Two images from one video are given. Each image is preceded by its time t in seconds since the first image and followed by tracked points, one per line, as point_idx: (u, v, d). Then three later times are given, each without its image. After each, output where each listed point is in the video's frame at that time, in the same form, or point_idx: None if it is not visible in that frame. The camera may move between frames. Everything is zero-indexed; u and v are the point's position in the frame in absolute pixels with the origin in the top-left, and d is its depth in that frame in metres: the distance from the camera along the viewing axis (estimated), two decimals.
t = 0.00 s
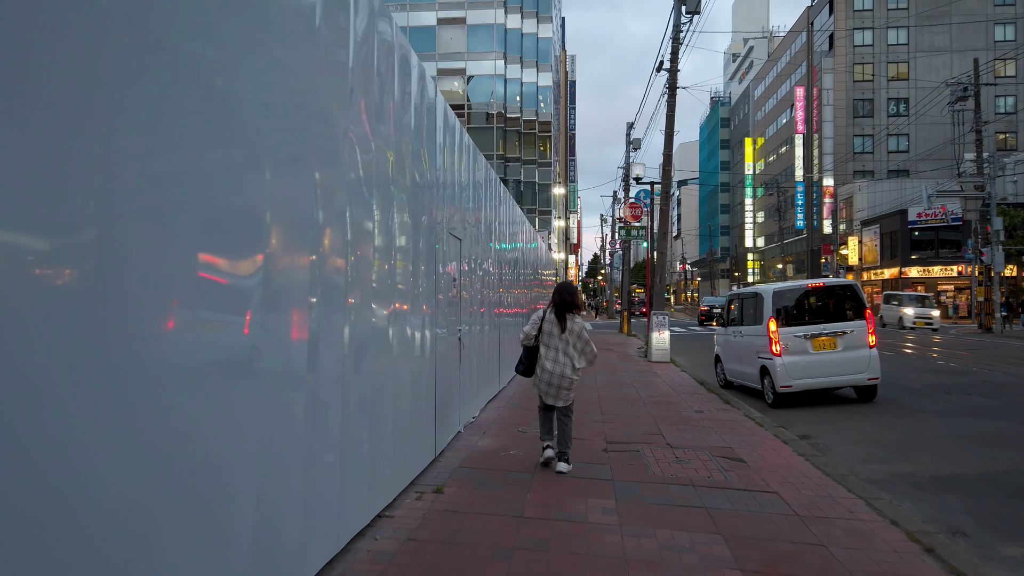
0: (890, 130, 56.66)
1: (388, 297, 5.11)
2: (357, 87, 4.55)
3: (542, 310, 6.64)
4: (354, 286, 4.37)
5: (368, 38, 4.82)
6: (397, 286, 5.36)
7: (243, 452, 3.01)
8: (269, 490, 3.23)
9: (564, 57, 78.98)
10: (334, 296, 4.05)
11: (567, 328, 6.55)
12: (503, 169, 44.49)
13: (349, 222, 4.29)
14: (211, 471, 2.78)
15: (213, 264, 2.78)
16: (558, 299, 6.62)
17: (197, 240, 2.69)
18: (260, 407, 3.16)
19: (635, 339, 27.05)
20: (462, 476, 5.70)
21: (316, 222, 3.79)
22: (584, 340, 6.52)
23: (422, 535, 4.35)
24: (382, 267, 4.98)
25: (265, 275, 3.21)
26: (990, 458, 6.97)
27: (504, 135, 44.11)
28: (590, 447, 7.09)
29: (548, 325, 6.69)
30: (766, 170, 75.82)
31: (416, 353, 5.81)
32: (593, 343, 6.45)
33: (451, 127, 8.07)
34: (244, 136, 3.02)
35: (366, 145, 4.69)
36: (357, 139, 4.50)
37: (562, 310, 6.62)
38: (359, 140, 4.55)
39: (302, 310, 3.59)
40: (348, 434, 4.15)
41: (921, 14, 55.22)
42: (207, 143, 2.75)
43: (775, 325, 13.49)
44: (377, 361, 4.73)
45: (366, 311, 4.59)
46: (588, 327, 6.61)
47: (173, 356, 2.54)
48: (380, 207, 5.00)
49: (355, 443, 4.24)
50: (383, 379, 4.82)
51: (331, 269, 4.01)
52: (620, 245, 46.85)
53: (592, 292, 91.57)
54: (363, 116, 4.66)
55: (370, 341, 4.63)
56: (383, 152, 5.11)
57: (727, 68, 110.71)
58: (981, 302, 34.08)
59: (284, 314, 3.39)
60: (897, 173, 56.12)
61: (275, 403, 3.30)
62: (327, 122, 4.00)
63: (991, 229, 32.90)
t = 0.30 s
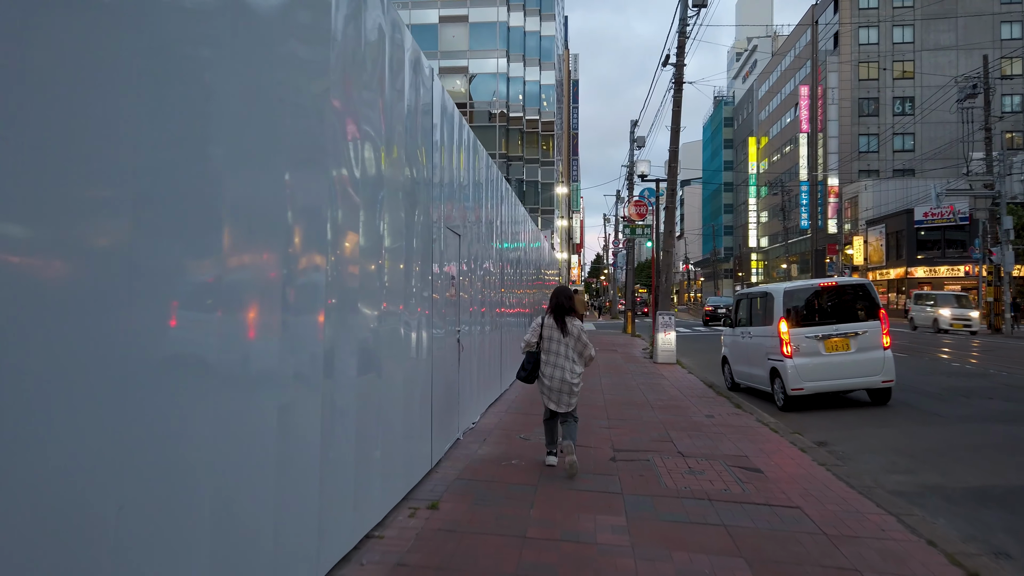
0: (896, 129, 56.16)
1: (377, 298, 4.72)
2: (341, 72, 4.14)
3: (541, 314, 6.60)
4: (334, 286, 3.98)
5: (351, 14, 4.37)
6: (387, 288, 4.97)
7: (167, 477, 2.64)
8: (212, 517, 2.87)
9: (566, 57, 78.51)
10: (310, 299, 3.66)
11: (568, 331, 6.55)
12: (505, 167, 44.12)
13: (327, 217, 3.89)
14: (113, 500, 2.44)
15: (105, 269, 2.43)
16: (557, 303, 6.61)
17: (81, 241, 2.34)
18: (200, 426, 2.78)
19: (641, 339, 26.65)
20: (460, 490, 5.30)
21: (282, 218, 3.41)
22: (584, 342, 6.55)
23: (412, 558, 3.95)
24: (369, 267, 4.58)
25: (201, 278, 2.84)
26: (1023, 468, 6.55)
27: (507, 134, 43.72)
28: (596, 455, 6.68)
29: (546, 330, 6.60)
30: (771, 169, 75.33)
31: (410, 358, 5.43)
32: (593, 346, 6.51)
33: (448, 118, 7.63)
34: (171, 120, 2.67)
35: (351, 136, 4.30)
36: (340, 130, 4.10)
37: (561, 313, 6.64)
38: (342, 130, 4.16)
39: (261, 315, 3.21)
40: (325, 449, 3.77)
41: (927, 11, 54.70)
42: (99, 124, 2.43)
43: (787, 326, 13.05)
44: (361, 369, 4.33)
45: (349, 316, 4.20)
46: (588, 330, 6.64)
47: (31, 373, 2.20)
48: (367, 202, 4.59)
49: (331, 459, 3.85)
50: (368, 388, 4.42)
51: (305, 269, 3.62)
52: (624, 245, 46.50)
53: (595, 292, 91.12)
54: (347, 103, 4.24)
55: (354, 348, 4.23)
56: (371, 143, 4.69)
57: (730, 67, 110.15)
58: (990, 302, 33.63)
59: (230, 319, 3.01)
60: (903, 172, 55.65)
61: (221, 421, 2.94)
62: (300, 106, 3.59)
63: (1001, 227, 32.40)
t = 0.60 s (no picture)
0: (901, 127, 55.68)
1: (363, 295, 4.29)
2: (324, 43, 3.71)
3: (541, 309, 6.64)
4: (316, 282, 3.55)
5: None
6: (376, 284, 4.54)
7: (126, 511, 2.19)
8: (184, 549, 2.45)
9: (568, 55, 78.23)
10: (288, 296, 3.24)
11: (566, 324, 6.49)
12: (507, 166, 43.83)
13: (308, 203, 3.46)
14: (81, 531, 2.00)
15: (55, 250, 1.95)
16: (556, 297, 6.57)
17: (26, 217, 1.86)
18: (170, 442, 2.37)
19: (643, 339, 26.25)
20: (453, 503, 4.90)
21: (262, 202, 2.97)
22: (582, 334, 6.42)
23: None
24: (356, 261, 4.16)
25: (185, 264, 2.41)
26: None
27: (508, 132, 43.44)
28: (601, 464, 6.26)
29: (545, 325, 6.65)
30: (774, 168, 74.88)
31: (399, 360, 5.00)
32: (590, 337, 6.35)
33: (443, 105, 7.21)
34: (134, 72, 2.22)
35: (336, 115, 3.87)
36: (323, 107, 3.68)
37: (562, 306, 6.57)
38: (326, 108, 3.73)
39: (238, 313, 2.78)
40: (299, 465, 3.35)
41: (932, 9, 54.21)
42: (76, 79, 2.00)
43: (796, 326, 12.64)
44: (344, 374, 3.91)
45: (333, 316, 3.77)
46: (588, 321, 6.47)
47: None
48: (353, 190, 4.16)
49: (308, 475, 3.44)
50: (352, 395, 4.00)
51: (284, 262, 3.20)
52: (626, 244, 46.12)
53: (597, 291, 90.82)
54: (330, 77, 3.81)
55: (336, 351, 3.81)
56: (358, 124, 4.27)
57: (733, 66, 109.75)
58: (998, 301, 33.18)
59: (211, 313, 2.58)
60: (908, 171, 55.18)
61: (201, 435, 2.50)
62: (281, 76, 3.17)
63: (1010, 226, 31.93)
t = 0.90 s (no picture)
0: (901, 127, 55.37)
1: (335, 305, 3.90)
2: (281, 23, 3.31)
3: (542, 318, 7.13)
4: (271, 292, 3.17)
5: None
6: (351, 292, 4.15)
7: None
8: None
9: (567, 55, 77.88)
10: (234, 309, 2.86)
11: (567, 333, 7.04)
12: (505, 166, 43.54)
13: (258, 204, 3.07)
14: None
15: None
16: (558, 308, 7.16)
17: None
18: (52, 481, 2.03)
19: (643, 341, 25.81)
20: (442, 530, 4.54)
21: (189, 205, 2.59)
22: (583, 343, 7.00)
23: None
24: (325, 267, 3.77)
25: (51, 289, 2.04)
26: None
27: (506, 131, 43.13)
28: (603, 481, 5.89)
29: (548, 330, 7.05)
30: (774, 168, 74.62)
31: (381, 374, 4.62)
32: (592, 347, 6.95)
33: (434, 99, 6.81)
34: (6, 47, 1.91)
35: (298, 104, 3.48)
36: (279, 95, 3.28)
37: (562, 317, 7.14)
38: (284, 97, 3.33)
39: (153, 336, 2.40)
40: (252, 500, 2.98)
41: (932, 8, 53.92)
42: None
43: (802, 330, 12.26)
44: (311, 394, 3.53)
45: (295, 330, 3.39)
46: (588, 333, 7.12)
47: None
48: (321, 188, 3.77)
49: (264, 510, 3.06)
50: (320, 417, 3.63)
51: (227, 271, 2.81)
52: (626, 245, 45.80)
53: (596, 291, 90.50)
54: (291, 63, 3.42)
55: (301, 368, 3.42)
56: (328, 115, 3.87)
57: (733, 66, 109.48)
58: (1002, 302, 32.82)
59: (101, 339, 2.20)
60: (908, 171, 54.90)
61: (82, 485, 2.13)
62: (223, 60, 2.80)
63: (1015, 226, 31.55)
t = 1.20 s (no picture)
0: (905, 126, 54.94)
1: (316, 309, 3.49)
2: None
3: (542, 317, 7.07)
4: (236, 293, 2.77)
5: None
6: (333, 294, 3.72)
7: None
8: None
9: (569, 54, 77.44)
10: (195, 311, 2.49)
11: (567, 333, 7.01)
12: (507, 165, 43.25)
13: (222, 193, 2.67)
14: None
15: None
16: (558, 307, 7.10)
17: None
18: None
19: (646, 342, 25.43)
20: (440, 549, 4.17)
21: (126, 191, 2.18)
22: (583, 344, 6.99)
23: None
24: (303, 267, 3.35)
25: None
26: None
27: (507, 130, 42.73)
28: (612, 493, 5.51)
29: (547, 331, 7.00)
30: (777, 167, 74.19)
31: (368, 384, 4.19)
32: (592, 348, 6.96)
33: (431, 86, 6.39)
34: None
35: (271, 82, 3.05)
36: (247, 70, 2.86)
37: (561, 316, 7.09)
38: (256, 72, 2.90)
39: (71, 356, 2.00)
40: (218, 530, 2.61)
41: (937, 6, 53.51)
42: None
43: (813, 331, 11.86)
44: (284, 409, 3.13)
45: (265, 338, 2.98)
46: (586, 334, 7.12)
47: None
48: (296, 178, 3.33)
49: (226, 544, 2.67)
50: (295, 432, 3.22)
51: (181, 268, 2.41)
52: (628, 245, 45.40)
53: (598, 292, 90.04)
54: (263, 32, 3.00)
55: (272, 378, 3.02)
56: (308, 98, 3.45)
57: (735, 66, 109.10)
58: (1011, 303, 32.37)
59: None
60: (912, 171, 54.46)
61: None
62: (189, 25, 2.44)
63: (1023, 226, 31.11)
